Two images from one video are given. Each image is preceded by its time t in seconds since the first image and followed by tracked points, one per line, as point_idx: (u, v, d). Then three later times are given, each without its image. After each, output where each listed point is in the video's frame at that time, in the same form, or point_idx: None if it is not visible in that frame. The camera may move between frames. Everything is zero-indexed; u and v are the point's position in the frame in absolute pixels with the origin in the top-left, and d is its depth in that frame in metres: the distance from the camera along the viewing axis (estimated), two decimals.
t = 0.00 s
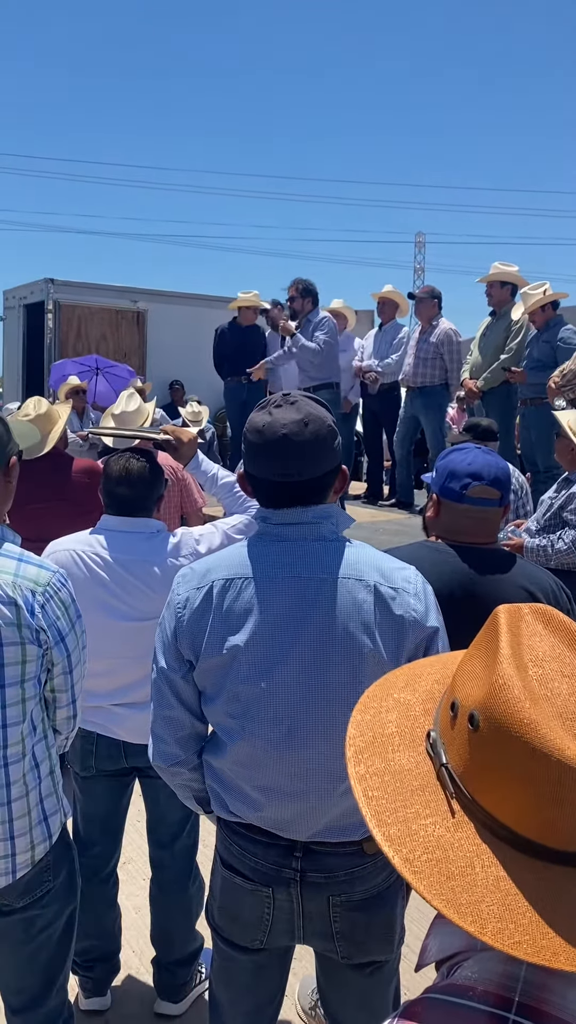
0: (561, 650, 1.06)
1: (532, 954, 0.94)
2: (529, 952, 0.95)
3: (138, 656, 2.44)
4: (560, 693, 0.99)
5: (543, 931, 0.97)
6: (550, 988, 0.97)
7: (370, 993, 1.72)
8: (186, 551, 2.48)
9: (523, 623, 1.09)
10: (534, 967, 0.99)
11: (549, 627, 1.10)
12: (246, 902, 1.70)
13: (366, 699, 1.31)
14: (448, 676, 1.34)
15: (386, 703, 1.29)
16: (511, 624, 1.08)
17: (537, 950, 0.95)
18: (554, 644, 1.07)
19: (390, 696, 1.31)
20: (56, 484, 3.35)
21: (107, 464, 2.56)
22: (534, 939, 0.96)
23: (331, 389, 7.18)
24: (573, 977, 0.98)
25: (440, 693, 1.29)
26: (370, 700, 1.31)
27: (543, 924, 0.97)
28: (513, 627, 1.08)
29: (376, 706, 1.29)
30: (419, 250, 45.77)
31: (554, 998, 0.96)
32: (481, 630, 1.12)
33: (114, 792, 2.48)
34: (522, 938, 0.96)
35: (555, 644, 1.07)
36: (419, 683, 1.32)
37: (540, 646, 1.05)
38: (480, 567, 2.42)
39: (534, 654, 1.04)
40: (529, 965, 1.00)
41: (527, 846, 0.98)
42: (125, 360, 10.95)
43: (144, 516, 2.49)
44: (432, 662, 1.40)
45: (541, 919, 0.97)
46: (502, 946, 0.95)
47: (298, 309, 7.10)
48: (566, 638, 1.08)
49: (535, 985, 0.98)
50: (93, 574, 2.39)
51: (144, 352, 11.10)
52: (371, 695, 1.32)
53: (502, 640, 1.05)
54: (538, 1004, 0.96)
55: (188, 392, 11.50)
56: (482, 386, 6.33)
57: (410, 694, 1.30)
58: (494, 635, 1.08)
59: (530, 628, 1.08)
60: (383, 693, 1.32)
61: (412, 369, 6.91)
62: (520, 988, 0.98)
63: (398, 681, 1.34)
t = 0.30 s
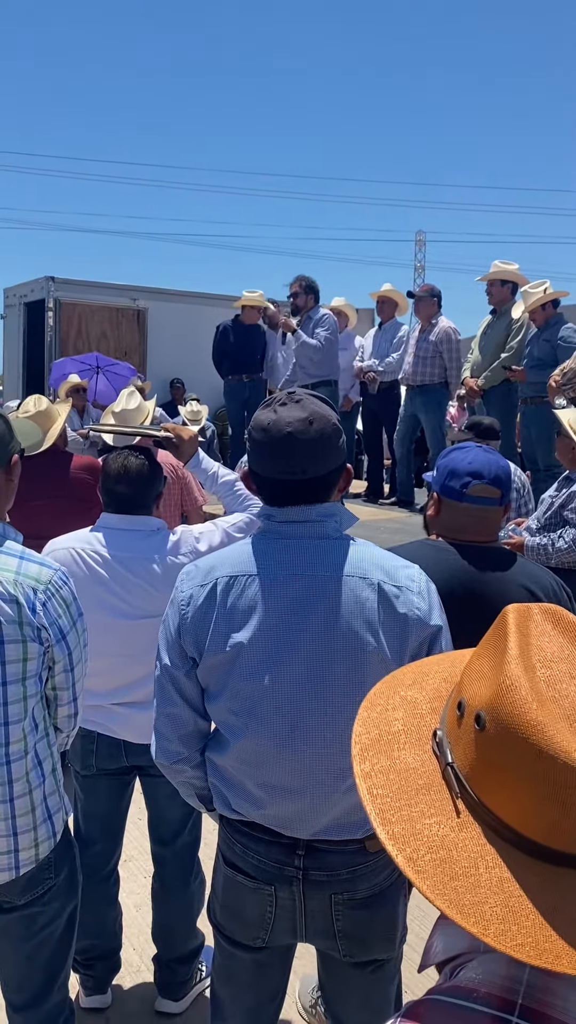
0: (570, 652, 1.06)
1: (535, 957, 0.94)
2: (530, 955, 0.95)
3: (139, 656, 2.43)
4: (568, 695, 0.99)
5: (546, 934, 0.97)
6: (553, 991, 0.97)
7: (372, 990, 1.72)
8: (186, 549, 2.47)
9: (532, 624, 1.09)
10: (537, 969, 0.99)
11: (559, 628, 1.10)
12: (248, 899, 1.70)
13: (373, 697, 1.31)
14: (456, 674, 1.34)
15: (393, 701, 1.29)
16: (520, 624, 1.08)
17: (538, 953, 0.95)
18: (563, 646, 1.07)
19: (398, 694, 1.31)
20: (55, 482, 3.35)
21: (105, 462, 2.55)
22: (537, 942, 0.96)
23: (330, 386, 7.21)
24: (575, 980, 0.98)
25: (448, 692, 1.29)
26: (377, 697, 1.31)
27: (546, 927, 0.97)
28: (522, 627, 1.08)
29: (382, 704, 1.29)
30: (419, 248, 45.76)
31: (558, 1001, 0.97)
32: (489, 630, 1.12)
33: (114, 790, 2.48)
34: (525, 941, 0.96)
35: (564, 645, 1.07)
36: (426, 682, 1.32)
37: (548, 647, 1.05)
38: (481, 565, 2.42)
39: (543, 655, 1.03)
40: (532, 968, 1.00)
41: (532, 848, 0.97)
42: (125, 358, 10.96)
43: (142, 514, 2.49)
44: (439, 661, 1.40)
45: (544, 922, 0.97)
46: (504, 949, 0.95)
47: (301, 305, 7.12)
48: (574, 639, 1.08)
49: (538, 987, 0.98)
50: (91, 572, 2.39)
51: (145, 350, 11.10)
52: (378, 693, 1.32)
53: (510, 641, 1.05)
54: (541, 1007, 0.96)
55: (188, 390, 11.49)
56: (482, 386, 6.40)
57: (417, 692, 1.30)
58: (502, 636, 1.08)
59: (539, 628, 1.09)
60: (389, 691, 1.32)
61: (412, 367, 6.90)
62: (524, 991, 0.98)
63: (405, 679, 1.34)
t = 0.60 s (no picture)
0: None
1: (540, 955, 0.94)
2: (535, 953, 0.94)
3: (139, 654, 2.42)
4: (575, 693, 0.99)
5: (550, 932, 0.96)
6: (558, 989, 0.97)
7: (374, 989, 1.72)
8: (186, 546, 2.46)
9: (538, 621, 1.08)
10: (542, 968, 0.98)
11: (565, 625, 1.09)
12: (251, 897, 1.70)
13: (378, 692, 1.31)
14: (461, 671, 1.33)
15: (397, 697, 1.29)
16: (526, 621, 1.08)
17: (543, 951, 0.95)
18: (569, 643, 1.06)
19: (403, 689, 1.31)
20: (56, 479, 3.35)
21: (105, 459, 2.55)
22: (542, 940, 0.96)
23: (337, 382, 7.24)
24: None
25: (453, 688, 1.29)
26: (382, 693, 1.31)
27: (551, 925, 0.97)
28: (528, 624, 1.07)
29: (387, 700, 1.29)
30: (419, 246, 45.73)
31: (562, 999, 0.96)
32: (495, 627, 1.12)
33: (114, 787, 2.48)
34: (530, 939, 0.96)
35: (570, 642, 1.07)
36: (431, 679, 1.32)
37: (555, 644, 1.05)
38: (483, 563, 2.42)
39: (549, 652, 1.03)
40: (537, 966, 0.99)
41: (537, 846, 0.97)
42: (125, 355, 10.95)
43: (143, 511, 2.48)
44: (444, 658, 1.39)
45: (548, 920, 0.97)
46: (509, 947, 0.95)
47: (310, 305, 7.18)
48: None
49: (543, 986, 0.97)
50: (91, 569, 2.39)
51: (145, 347, 11.10)
52: (383, 689, 1.31)
53: (516, 638, 1.04)
54: (545, 1005, 0.95)
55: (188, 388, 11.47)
56: (484, 382, 6.38)
57: (422, 689, 1.30)
58: (508, 633, 1.07)
59: (545, 625, 1.08)
60: (394, 687, 1.32)
61: (413, 365, 6.90)
62: (529, 989, 0.98)
63: (410, 675, 1.34)
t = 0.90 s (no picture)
0: None
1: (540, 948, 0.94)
2: (536, 946, 0.94)
3: (139, 652, 2.42)
4: None
5: (551, 924, 0.96)
6: (559, 982, 0.97)
7: (374, 986, 1.72)
8: (186, 544, 2.46)
9: (539, 616, 1.08)
10: (543, 961, 0.98)
11: (566, 621, 1.09)
12: (252, 894, 1.70)
13: (380, 686, 1.31)
14: (462, 666, 1.33)
15: (399, 692, 1.29)
16: (528, 617, 1.08)
17: (543, 944, 0.94)
18: (570, 639, 1.06)
19: (404, 684, 1.30)
20: (57, 478, 3.35)
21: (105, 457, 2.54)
22: (542, 933, 0.95)
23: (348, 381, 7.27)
24: None
25: (454, 683, 1.28)
26: (384, 688, 1.31)
27: (551, 918, 0.96)
28: (530, 620, 1.07)
29: (389, 695, 1.29)
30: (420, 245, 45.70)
31: (563, 992, 0.96)
32: (497, 622, 1.12)
33: (114, 786, 2.47)
34: (530, 931, 0.96)
35: (571, 638, 1.07)
36: (432, 673, 1.32)
37: (556, 640, 1.04)
38: (483, 561, 2.41)
39: (550, 648, 1.03)
40: (537, 959, 0.99)
41: (538, 840, 0.97)
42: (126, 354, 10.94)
43: (143, 510, 2.48)
44: (445, 654, 1.39)
45: (549, 913, 0.97)
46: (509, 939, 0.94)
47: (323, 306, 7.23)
48: None
49: (544, 979, 0.97)
50: (91, 568, 2.38)
51: (146, 346, 11.10)
52: (385, 683, 1.31)
53: (518, 634, 1.04)
54: (546, 998, 0.95)
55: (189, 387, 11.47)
56: (484, 381, 6.39)
57: (423, 684, 1.29)
58: (510, 628, 1.07)
59: (547, 621, 1.08)
60: (396, 682, 1.31)
61: (414, 363, 6.90)
62: (529, 982, 0.97)
63: (411, 671, 1.34)
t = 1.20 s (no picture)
0: None
1: (538, 942, 0.94)
2: (534, 941, 0.94)
3: (140, 650, 2.42)
4: None
5: (549, 919, 0.96)
6: (558, 977, 0.97)
7: (375, 984, 1.72)
8: (186, 543, 2.46)
9: (541, 614, 1.08)
10: (542, 955, 0.98)
11: (568, 619, 1.09)
12: (253, 891, 1.70)
13: (381, 682, 1.31)
14: (462, 664, 1.33)
15: (400, 689, 1.29)
16: (530, 616, 1.08)
17: (542, 939, 0.94)
18: (572, 637, 1.06)
19: (405, 680, 1.30)
20: (58, 476, 3.35)
21: (106, 456, 2.54)
22: (541, 928, 0.95)
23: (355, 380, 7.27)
24: None
25: (455, 679, 1.28)
26: (385, 683, 1.31)
27: (550, 913, 0.96)
28: (531, 618, 1.07)
29: (390, 691, 1.29)
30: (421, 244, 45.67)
31: (562, 987, 0.96)
32: (498, 620, 1.12)
33: (115, 785, 2.47)
34: (529, 926, 0.96)
35: (572, 636, 1.07)
36: (433, 671, 1.32)
37: (557, 638, 1.05)
38: (484, 560, 2.42)
39: (551, 645, 1.03)
40: (537, 953, 0.99)
41: (538, 835, 0.97)
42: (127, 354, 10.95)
43: (144, 509, 2.49)
44: (445, 651, 1.39)
45: (548, 908, 0.97)
46: (508, 933, 0.94)
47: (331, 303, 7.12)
48: None
49: (543, 973, 0.97)
50: (92, 567, 2.38)
51: (147, 345, 11.10)
52: (387, 679, 1.31)
53: (520, 631, 1.04)
54: (546, 994, 0.95)
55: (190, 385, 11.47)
56: (485, 381, 6.40)
57: (425, 680, 1.29)
58: (511, 625, 1.07)
59: (548, 620, 1.08)
60: (397, 679, 1.31)
61: (415, 363, 6.89)
62: (528, 976, 0.97)
63: (413, 667, 1.34)
